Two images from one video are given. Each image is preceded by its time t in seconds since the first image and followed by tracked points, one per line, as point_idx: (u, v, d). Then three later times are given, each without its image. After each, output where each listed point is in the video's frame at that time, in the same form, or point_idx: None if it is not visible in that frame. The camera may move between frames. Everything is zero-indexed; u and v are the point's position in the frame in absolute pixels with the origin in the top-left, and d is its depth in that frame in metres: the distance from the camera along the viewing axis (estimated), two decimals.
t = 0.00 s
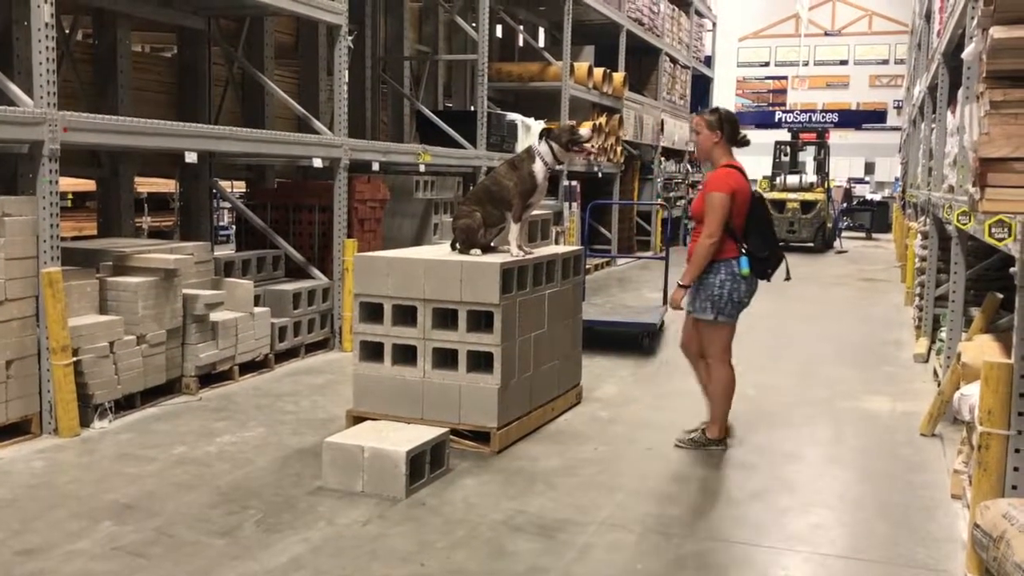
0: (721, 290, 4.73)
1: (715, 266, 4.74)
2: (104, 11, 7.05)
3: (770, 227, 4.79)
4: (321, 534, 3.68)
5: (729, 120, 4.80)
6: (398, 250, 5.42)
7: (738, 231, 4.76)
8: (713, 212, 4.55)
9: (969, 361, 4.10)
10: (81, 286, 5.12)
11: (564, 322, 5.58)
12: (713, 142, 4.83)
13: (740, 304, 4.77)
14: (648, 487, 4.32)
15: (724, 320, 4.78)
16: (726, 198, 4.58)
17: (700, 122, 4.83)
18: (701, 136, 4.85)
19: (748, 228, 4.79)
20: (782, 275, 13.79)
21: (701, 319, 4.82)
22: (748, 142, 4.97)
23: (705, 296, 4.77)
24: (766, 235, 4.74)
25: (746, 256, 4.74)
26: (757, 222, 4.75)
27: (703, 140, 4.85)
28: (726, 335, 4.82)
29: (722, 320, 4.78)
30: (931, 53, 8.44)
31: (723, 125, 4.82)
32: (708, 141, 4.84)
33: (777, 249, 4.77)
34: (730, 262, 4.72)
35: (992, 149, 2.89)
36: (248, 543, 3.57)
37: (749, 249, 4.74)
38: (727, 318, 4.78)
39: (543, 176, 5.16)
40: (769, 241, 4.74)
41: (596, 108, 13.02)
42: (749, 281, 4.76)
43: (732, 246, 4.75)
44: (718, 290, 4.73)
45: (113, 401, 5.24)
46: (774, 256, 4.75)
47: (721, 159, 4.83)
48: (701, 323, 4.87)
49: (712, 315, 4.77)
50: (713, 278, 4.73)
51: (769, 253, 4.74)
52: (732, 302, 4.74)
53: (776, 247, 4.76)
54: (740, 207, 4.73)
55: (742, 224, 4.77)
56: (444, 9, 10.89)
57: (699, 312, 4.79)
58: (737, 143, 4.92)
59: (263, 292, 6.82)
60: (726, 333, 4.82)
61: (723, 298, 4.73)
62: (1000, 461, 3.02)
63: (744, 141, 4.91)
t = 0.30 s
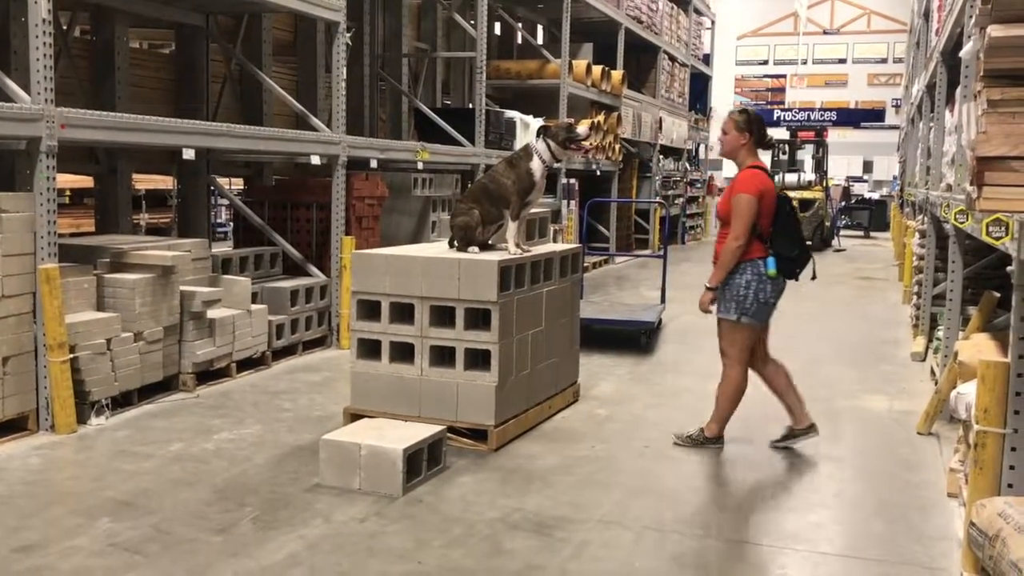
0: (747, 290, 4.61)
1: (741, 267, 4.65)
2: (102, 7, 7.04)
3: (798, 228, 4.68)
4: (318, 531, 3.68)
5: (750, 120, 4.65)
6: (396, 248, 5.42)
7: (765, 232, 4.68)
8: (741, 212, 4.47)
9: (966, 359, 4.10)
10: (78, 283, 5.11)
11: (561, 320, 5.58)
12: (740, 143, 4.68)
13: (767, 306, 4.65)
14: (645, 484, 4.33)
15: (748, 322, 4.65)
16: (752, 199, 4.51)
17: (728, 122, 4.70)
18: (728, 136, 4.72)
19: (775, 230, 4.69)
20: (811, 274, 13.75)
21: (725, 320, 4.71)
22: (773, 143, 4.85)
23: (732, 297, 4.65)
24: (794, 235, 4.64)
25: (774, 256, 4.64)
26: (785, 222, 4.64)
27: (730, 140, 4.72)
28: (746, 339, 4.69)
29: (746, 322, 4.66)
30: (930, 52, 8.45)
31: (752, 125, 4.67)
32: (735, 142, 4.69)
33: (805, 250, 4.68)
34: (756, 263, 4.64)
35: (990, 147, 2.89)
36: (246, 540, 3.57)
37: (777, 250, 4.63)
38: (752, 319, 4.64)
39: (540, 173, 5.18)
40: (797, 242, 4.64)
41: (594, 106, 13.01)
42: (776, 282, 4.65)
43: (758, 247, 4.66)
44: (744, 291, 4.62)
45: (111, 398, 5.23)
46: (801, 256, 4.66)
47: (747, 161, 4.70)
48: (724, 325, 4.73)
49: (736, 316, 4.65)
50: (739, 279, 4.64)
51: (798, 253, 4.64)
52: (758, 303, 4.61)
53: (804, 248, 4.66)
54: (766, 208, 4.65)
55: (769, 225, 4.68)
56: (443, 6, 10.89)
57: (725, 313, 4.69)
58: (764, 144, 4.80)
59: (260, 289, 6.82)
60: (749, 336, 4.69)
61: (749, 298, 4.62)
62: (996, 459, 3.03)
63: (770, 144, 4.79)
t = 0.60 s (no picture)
0: (791, 291, 4.47)
1: (784, 269, 4.49)
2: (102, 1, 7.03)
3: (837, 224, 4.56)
4: (318, 525, 3.68)
5: (780, 120, 4.56)
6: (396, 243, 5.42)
7: (806, 230, 4.52)
8: (778, 209, 4.31)
9: (966, 357, 4.10)
10: (79, 277, 5.11)
11: (560, 316, 5.58)
12: (772, 143, 4.58)
13: (810, 306, 4.52)
14: (644, 480, 4.34)
15: (786, 323, 4.53)
16: (793, 196, 4.36)
17: (759, 121, 4.59)
18: (759, 137, 4.61)
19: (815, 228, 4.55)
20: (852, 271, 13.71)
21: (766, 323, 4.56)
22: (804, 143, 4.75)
23: (773, 298, 4.50)
24: (834, 232, 4.52)
25: (817, 255, 4.49)
26: (824, 220, 4.52)
27: (761, 140, 4.61)
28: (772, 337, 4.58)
29: (783, 323, 4.53)
30: (930, 49, 8.44)
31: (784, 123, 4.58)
32: (766, 142, 4.59)
33: (845, 246, 4.55)
34: (800, 263, 4.48)
35: (991, 144, 2.89)
36: (245, 534, 3.57)
37: (819, 247, 4.49)
38: (794, 321, 4.52)
39: (541, 169, 5.17)
40: (837, 238, 4.51)
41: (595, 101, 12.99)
42: (820, 281, 4.51)
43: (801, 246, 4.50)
44: (787, 292, 4.48)
45: (110, 392, 5.24)
46: (843, 250, 4.54)
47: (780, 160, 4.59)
48: (759, 326, 4.59)
49: (776, 317, 4.52)
50: (782, 281, 4.48)
51: (838, 249, 4.51)
52: (802, 304, 4.49)
53: (844, 244, 4.53)
54: (805, 206, 4.50)
55: (809, 222, 4.53)
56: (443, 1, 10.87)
57: (766, 315, 4.54)
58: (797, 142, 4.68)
59: (260, 283, 6.81)
60: (779, 336, 4.58)
61: (792, 300, 4.48)
62: (994, 456, 3.04)
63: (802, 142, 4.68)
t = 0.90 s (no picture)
0: (815, 284, 4.44)
1: (808, 262, 4.46)
2: None
3: (864, 217, 4.50)
4: (318, 520, 3.69)
5: (807, 112, 4.50)
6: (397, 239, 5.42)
7: (832, 222, 4.47)
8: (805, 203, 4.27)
9: (967, 353, 4.10)
10: (79, 272, 5.11)
11: (561, 311, 5.58)
12: (798, 135, 4.53)
13: (833, 300, 4.49)
14: (644, 475, 4.35)
15: (809, 317, 4.49)
16: (817, 188, 4.31)
17: (786, 112, 4.54)
18: (785, 128, 4.56)
19: (841, 220, 4.49)
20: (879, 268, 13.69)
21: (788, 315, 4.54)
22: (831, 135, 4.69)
23: (797, 291, 4.48)
24: (860, 224, 4.45)
25: (841, 247, 4.44)
26: (850, 212, 4.47)
27: (788, 132, 4.56)
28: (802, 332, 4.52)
29: (807, 317, 4.50)
30: (933, 46, 8.40)
31: (810, 116, 4.52)
32: (793, 134, 4.54)
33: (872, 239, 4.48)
34: (824, 256, 4.43)
35: (992, 141, 2.89)
36: (245, 529, 3.58)
37: (844, 240, 4.44)
38: (817, 315, 4.49)
39: (542, 165, 5.18)
40: (864, 231, 4.44)
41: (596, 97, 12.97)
42: (844, 275, 4.47)
43: (826, 239, 4.45)
44: (811, 285, 4.44)
45: (111, 387, 5.24)
46: (869, 244, 4.44)
47: (806, 152, 4.53)
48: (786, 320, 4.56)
49: (800, 310, 4.49)
50: (806, 274, 4.45)
51: (864, 242, 4.43)
52: (824, 297, 4.45)
53: (871, 237, 4.46)
54: (831, 197, 4.45)
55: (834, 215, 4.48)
56: None
57: (790, 308, 4.51)
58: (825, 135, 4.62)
59: (261, 279, 6.82)
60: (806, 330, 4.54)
61: (816, 293, 4.45)
62: (994, 453, 3.04)
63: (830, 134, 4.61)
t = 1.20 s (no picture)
0: (846, 285, 4.30)
1: (835, 263, 4.31)
2: None
3: (882, 214, 4.40)
4: (318, 518, 3.69)
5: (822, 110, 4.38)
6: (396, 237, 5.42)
7: (852, 220, 4.35)
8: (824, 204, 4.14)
9: (967, 351, 4.10)
10: (80, 270, 5.12)
11: (561, 310, 5.58)
12: (816, 133, 4.40)
13: (862, 299, 4.37)
14: (644, 474, 4.34)
15: (843, 319, 4.34)
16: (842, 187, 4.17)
17: (803, 110, 4.40)
18: (801, 127, 4.44)
19: (860, 219, 4.37)
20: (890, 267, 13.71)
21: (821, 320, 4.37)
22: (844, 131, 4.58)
23: (829, 294, 4.32)
24: (880, 222, 4.36)
25: (864, 246, 4.33)
26: (871, 209, 4.36)
27: (806, 130, 4.42)
28: (840, 337, 4.34)
29: (843, 321, 4.35)
30: (933, 44, 8.39)
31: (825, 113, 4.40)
32: (812, 132, 4.41)
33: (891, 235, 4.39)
34: (850, 255, 4.30)
35: (991, 139, 2.88)
36: (246, 527, 3.58)
37: (866, 239, 4.33)
38: (850, 316, 4.35)
39: (542, 163, 5.17)
40: (885, 228, 4.35)
41: (597, 95, 12.96)
42: (870, 273, 4.36)
43: (849, 239, 4.32)
44: (843, 287, 4.30)
45: (110, 385, 5.23)
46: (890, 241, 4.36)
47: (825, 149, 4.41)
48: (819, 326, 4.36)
49: (837, 314, 4.32)
50: (835, 275, 4.30)
51: (886, 239, 4.34)
52: (855, 298, 4.32)
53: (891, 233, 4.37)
54: (851, 195, 4.33)
55: (854, 213, 4.36)
56: None
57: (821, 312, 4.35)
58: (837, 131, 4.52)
59: (261, 277, 6.82)
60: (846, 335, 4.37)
61: (848, 295, 4.31)
62: (994, 452, 3.04)
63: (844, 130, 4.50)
